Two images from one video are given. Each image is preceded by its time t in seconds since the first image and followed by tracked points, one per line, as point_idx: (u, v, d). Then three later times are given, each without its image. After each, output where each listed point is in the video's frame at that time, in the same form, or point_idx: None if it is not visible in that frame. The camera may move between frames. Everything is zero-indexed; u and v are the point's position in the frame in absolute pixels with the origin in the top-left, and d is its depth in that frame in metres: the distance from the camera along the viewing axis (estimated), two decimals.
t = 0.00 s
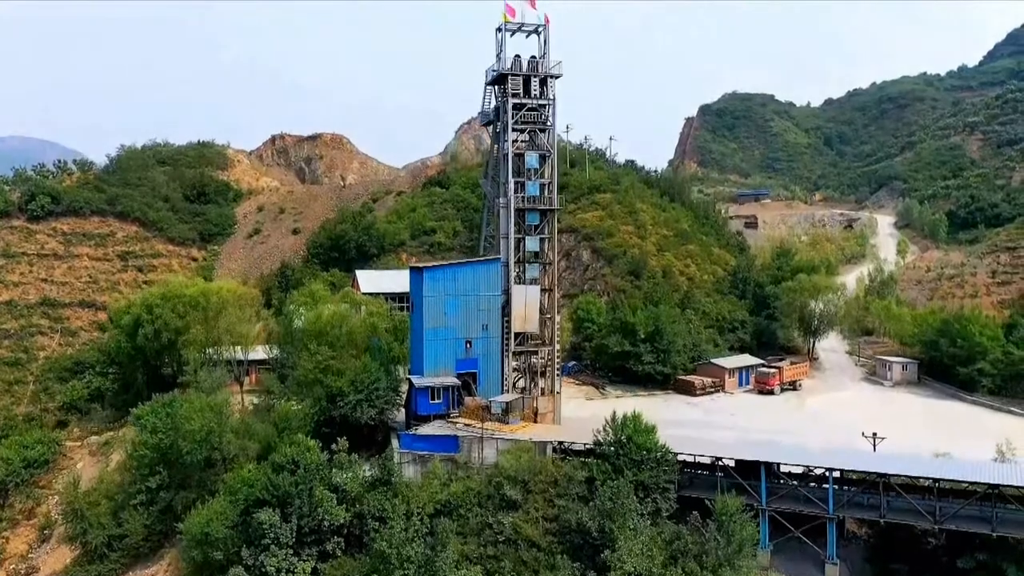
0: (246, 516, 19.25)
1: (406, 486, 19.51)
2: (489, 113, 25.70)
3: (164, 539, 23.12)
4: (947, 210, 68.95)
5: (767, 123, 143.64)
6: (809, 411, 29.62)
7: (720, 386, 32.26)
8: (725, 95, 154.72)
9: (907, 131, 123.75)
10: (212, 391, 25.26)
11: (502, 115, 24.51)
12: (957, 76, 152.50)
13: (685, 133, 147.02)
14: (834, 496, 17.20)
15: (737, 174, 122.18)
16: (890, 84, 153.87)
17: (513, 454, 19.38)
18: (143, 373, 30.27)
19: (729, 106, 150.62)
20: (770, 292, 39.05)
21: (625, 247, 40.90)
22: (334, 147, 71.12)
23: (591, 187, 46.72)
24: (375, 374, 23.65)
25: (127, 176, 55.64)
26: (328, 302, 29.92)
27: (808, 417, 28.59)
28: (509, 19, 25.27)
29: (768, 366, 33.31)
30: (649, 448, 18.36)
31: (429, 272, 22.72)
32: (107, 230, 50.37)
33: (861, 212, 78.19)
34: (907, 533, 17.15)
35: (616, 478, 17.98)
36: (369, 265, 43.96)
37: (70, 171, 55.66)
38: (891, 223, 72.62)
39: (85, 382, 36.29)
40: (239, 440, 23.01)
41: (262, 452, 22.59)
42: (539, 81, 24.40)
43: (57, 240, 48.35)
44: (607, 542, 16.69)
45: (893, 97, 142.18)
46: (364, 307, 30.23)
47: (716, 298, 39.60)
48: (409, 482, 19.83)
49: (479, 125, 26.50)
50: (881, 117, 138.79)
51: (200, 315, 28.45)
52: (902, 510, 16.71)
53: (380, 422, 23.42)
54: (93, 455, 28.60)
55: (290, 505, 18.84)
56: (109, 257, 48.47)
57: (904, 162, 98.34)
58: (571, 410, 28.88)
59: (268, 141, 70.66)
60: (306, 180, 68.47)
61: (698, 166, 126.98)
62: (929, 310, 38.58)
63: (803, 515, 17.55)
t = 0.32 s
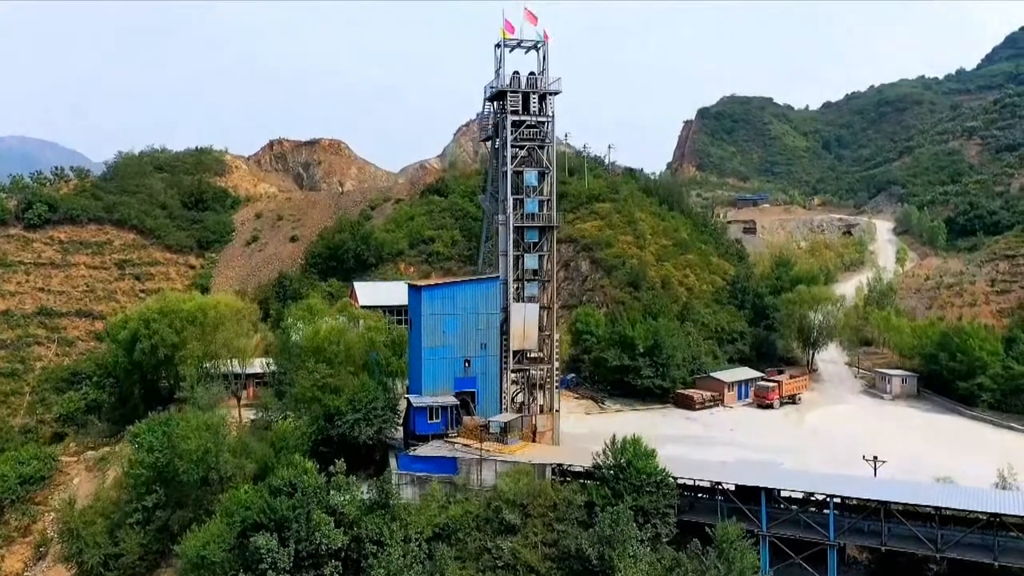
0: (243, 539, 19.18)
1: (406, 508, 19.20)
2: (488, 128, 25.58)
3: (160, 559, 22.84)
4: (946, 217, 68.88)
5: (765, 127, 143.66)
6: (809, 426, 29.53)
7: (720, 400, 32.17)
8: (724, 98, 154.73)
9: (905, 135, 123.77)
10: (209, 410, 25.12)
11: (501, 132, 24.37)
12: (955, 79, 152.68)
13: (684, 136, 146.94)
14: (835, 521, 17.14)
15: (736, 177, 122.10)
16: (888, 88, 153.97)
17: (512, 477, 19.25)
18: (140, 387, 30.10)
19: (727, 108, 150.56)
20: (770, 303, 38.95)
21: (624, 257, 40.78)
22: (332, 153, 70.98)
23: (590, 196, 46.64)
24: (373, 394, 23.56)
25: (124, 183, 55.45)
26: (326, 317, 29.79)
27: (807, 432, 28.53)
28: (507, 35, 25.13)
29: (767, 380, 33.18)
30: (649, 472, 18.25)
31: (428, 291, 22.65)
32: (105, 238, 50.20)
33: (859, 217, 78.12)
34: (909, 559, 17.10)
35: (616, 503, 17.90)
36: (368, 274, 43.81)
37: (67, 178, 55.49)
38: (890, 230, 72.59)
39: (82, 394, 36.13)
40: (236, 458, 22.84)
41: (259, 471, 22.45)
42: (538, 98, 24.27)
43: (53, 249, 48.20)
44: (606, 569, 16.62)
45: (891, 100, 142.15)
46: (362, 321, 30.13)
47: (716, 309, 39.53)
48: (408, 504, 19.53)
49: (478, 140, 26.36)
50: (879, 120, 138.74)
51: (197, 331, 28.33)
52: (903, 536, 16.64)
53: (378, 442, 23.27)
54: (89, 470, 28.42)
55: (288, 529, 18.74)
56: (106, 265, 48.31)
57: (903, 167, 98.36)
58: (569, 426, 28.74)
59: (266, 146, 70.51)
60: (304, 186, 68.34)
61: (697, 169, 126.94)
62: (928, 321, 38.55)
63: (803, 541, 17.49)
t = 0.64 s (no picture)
0: (240, 561, 19.04)
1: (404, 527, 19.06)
2: (488, 141, 25.34)
3: None
4: (946, 222, 68.72)
5: (764, 129, 143.52)
6: (809, 439, 29.36)
7: (720, 411, 32.00)
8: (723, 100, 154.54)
9: (904, 138, 123.67)
10: (205, 425, 24.88)
11: (500, 146, 24.15)
12: (953, 82, 152.69)
13: (682, 139, 146.75)
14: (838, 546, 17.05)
15: (735, 180, 121.93)
16: (886, 90, 153.93)
17: (510, 498, 18.98)
18: (136, 400, 29.82)
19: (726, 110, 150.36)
20: (770, 312, 38.75)
21: (623, 266, 40.57)
22: (330, 157, 70.70)
23: (589, 203, 46.45)
24: (371, 410, 23.35)
25: (121, 189, 55.15)
26: (323, 330, 29.56)
27: (808, 445, 28.40)
28: (506, 47, 24.95)
29: (768, 391, 33.00)
30: (650, 494, 18.06)
31: (426, 307, 22.41)
32: (101, 244, 49.94)
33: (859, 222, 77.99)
34: None
35: (616, 527, 17.74)
36: (366, 283, 43.57)
37: (64, 183, 55.21)
38: (889, 235, 72.45)
39: (78, 404, 35.87)
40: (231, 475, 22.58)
41: (256, 489, 22.20)
42: (537, 111, 24.07)
43: (50, 256, 47.95)
44: None
45: (890, 103, 142.03)
46: (360, 334, 29.90)
47: (716, 318, 39.34)
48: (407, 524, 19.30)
49: (476, 153, 26.11)
50: (878, 123, 138.63)
51: (193, 343, 28.10)
52: (906, 561, 16.58)
53: (376, 460, 23.03)
54: (85, 485, 28.17)
55: (284, 551, 18.53)
56: (103, 272, 48.09)
57: (902, 171, 98.24)
58: (568, 440, 28.49)
59: (263, 151, 70.24)
60: (302, 191, 68.09)
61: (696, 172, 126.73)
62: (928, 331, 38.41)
63: (806, 565, 17.40)
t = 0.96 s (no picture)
0: None
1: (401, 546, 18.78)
2: (487, 152, 25.04)
3: None
4: (946, 227, 68.57)
5: (763, 131, 143.31)
6: (811, 451, 29.13)
7: (720, 422, 31.76)
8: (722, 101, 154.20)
9: (904, 141, 123.50)
10: (201, 440, 24.62)
11: (500, 157, 23.85)
12: (952, 84, 152.63)
13: (682, 140, 146.50)
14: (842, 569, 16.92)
15: (734, 183, 121.67)
16: (886, 92, 153.80)
17: (510, 517, 18.62)
18: (131, 411, 29.54)
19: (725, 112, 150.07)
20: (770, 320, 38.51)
21: (623, 273, 40.33)
22: (329, 161, 70.40)
23: (589, 210, 46.22)
24: (368, 426, 23.06)
25: (118, 193, 54.85)
26: (321, 341, 29.30)
27: (810, 458, 28.20)
28: (506, 57, 24.71)
29: (769, 402, 32.77)
30: (651, 515, 17.87)
31: (425, 320, 22.19)
32: (98, 250, 49.66)
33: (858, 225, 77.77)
34: None
35: (616, 551, 17.57)
36: (364, 290, 43.33)
37: (60, 188, 54.90)
38: (889, 239, 72.23)
39: (73, 413, 35.61)
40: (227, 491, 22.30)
41: (252, 505, 22.03)
42: (537, 122, 23.80)
43: (46, 261, 47.67)
44: None
45: (889, 105, 141.88)
46: (358, 344, 29.64)
47: (716, 327, 39.12)
48: (405, 543, 19.08)
49: (476, 163, 25.81)
50: (877, 125, 138.50)
51: (189, 355, 27.94)
52: None
53: (374, 475, 22.71)
54: (80, 498, 27.89)
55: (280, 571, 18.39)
56: (99, 278, 47.86)
57: (902, 174, 98.04)
58: (568, 451, 28.27)
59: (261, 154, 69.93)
60: (300, 195, 67.77)
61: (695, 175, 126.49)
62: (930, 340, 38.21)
63: None
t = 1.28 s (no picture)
0: None
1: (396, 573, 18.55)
2: (486, 166, 24.55)
3: None
4: (947, 234, 68.23)
5: (762, 134, 142.92)
6: (815, 469, 28.71)
7: (722, 438, 31.27)
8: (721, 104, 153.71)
9: (904, 144, 123.17)
10: (194, 461, 24.10)
11: (500, 173, 23.37)
12: (951, 87, 152.39)
13: (680, 143, 146.02)
14: None
15: (733, 186, 121.22)
16: (885, 96, 153.52)
17: (510, 545, 18.13)
18: (124, 428, 29.00)
19: (725, 115, 149.62)
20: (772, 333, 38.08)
21: (623, 284, 39.87)
22: (326, 166, 69.84)
23: (589, 219, 45.77)
24: (364, 448, 22.62)
25: (113, 200, 54.30)
26: (316, 358, 28.80)
27: (813, 477, 27.80)
28: (505, 71, 24.27)
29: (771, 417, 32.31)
30: (654, 546, 17.47)
31: (422, 341, 21.72)
32: (92, 258, 49.15)
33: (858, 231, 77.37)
34: None
35: None
36: (361, 300, 42.82)
37: (54, 195, 54.35)
38: (890, 245, 71.82)
39: (65, 428, 35.04)
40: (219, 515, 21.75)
41: (244, 531, 21.38)
42: (537, 138, 23.32)
43: (39, 270, 47.16)
44: None
45: (888, 108, 141.56)
46: (355, 360, 29.15)
47: (717, 339, 38.68)
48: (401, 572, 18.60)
49: (475, 177, 25.31)
50: (876, 129, 138.20)
51: (182, 372, 27.37)
52: None
53: (371, 499, 22.20)
54: (71, 517, 27.34)
55: None
56: (93, 287, 47.35)
57: (902, 179, 97.69)
58: (568, 469, 27.82)
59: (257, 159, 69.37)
60: (297, 201, 67.21)
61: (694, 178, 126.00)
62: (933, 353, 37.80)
63: None
